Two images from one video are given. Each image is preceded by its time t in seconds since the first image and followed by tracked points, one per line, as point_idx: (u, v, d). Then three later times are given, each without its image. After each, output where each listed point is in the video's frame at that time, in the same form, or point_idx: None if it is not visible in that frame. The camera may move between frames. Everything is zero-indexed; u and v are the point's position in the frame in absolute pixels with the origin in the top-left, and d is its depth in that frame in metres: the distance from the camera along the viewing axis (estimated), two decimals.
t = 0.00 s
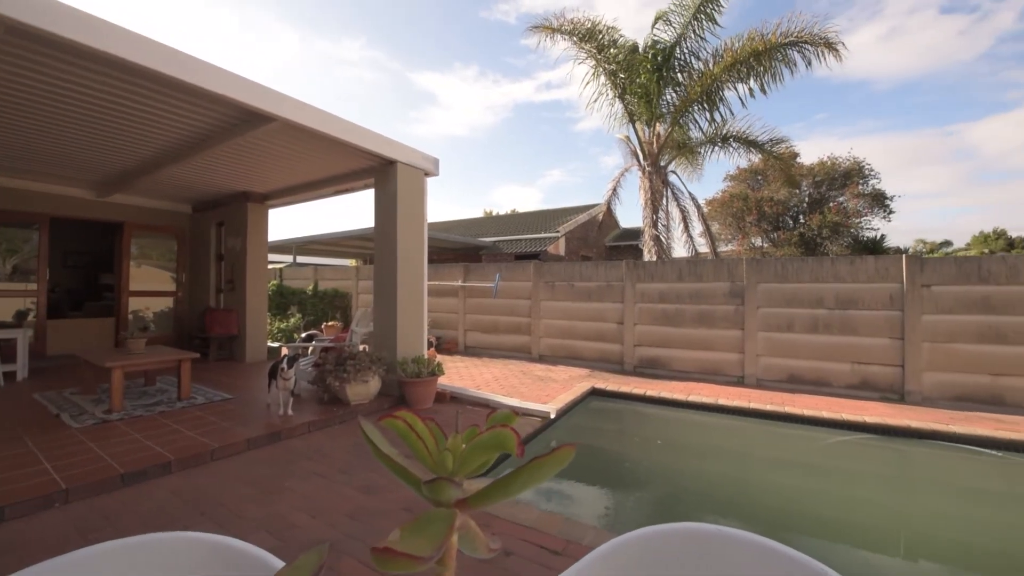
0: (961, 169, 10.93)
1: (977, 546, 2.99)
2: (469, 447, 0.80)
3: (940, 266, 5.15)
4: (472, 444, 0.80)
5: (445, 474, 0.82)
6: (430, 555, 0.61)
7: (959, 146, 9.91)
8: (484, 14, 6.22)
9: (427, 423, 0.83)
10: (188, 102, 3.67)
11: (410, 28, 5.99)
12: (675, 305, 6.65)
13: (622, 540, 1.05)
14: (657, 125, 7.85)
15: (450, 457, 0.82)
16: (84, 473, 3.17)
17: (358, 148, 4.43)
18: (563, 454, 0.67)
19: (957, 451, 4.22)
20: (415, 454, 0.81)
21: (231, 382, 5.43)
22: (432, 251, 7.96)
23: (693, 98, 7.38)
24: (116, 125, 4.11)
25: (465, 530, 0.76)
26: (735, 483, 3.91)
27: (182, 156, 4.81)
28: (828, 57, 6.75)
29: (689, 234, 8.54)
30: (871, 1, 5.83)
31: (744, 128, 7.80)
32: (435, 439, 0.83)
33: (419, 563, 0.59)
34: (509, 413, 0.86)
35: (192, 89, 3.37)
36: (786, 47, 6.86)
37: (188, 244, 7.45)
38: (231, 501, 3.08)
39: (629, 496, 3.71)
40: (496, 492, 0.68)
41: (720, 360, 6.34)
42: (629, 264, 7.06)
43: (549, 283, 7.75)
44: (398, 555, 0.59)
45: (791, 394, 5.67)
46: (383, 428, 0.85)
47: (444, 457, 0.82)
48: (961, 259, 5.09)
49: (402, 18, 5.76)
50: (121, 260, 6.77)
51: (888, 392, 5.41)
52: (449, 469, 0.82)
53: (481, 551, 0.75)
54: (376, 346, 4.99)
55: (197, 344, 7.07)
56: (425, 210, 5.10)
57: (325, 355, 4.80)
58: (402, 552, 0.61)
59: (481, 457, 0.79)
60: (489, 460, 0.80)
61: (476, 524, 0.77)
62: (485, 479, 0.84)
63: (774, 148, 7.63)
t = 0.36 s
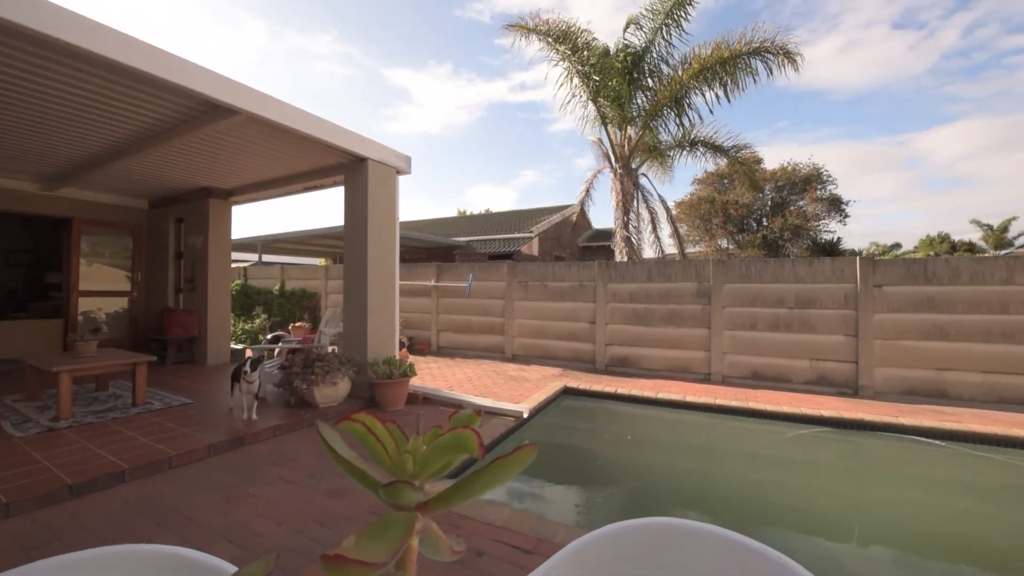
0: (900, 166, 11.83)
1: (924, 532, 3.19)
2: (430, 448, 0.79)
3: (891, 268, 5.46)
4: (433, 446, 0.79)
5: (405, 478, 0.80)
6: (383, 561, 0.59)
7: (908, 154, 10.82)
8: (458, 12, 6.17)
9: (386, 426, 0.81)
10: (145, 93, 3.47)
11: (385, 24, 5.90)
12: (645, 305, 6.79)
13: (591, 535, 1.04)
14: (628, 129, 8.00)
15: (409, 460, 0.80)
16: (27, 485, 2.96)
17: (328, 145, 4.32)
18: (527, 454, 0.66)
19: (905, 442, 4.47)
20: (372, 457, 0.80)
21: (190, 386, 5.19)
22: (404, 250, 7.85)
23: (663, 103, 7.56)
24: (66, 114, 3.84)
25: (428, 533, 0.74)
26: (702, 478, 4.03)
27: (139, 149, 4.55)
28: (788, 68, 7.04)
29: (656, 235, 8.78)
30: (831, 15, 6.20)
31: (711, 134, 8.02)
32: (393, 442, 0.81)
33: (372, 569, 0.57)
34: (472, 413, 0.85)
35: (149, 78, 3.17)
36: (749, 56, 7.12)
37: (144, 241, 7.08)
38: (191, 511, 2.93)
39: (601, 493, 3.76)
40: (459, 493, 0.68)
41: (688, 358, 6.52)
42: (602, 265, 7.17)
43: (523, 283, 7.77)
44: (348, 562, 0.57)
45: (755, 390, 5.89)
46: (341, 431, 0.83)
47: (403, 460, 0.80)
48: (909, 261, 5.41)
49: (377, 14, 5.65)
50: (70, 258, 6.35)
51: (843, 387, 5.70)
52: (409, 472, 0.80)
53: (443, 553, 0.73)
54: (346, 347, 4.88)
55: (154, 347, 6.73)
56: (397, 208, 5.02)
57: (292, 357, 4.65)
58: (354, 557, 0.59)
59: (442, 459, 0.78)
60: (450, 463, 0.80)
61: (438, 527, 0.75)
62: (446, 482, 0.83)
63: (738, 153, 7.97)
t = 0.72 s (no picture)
0: (856, 173, 12.40)
1: (873, 519, 3.38)
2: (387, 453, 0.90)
3: (845, 269, 5.76)
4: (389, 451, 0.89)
5: (363, 482, 0.90)
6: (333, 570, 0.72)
7: (863, 162, 11.35)
8: (433, 9, 6.14)
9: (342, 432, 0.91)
10: (98, 82, 3.27)
11: (360, 18, 5.78)
12: (616, 305, 6.92)
13: (564, 530, 1.03)
14: (600, 131, 8.13)
15: (366, 464, 0.90)
16: None
17: (296, 140, 4.19)
18: (484, 458, 0.78)
19: (857, 434, 4.71)
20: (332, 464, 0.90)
21: (146, 390, 4.94)
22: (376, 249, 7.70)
23: (634, 107, 7.73)
24: (10, 101, 3.58)
25: (388, 537, 0.85)
26: (669, 473, 4.14)
27: (92, 140, 4.28)
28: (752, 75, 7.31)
29: (627, 236, 8.64)
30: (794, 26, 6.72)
31: (679, 138, 8.19)
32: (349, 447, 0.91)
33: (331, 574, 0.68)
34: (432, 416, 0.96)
35: (102, 67, 2.98)
36: (716, 63, 7.35)
37: (94, 238, 6.67)
38: (147, 521, 2.80)
39: (572, 489, 3.82)
40: (416, 498, 0.79)
41: (657, 356, 6.68)
42: (574, 265, 7.25)
43: (496, 283, 7.76)
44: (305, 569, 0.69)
45: (719, 387, 6.10)
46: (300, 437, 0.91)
47: (362, 464, 0.91)
48: (863, 262, 5.72)
49: (350, 9, 5.54)
50: (11, 255, 5.89)
51: (802, 382, 5.97)
52: (367, 475, 0.91)
53: (406, 558, 0.83)
54: (314, 349, 4.76)
55: (105, 350, 6.37)
56: (366, 206, 4.92)
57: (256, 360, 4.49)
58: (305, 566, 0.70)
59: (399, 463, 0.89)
60: (407, 465, 0.90)
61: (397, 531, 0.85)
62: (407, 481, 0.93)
63: (706, 157, 8.17)
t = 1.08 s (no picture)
0: (814, 176, 13.08)
1: (830, 508, 3.54)
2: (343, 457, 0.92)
3: (804, 270, 6.04)
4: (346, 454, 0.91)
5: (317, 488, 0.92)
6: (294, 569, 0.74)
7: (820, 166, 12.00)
8: (406, 5, 6.05)
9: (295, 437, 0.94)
10: (44, 67, 3.06)
11: (332, 11, 5.64)
12: (588, 304, 7.01)
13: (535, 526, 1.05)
14: (573, 132, 8.20)
15: (322, 469, 0.92)
16: None
17: (261, 135, 4.04)
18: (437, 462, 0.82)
19: (815, 427, 4.94)
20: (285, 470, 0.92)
21: (97, 396, 4.66)
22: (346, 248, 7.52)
23: (606, 110, 7.84)
24: None
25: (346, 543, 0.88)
26: (639, 469, 4.22)
27: (38, 130, 4.00)
28: (719, 83, 7.53)
29: (599, 237, 8.75)
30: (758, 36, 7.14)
31: (650, 141, 8.33)
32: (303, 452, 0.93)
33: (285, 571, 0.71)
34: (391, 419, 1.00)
35: (46, 52, 2.78)
36: (684, 69, 7.53)
37: (38, 234, 6.24)
38: (97, 534, 2.64)
39: (545, 488, 3.84)
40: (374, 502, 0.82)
41: (627, 355, 6.80)
42: (546, 265, 7.29)
43: (469, 283, 7.72)
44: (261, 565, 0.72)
45: (687, 384, 6.28)
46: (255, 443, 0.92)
47: (315, 470, 0.92)
48: (820, 264, 6.01)
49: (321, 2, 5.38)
50: None
51: (763, 378, 6.21)
52: (323, 478, 0.92)
53: (364, 564, 0.88)
54: (279, 351, 4.61)
55: (51, 353, 5.97)
56: (335, 204, 4.80)
57: (217, 362, 4.31)
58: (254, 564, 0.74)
59: (357, 466, 0.91)
60: (364, 468, 0.92)
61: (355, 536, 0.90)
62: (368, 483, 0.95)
63: (675, 160, 8.26)
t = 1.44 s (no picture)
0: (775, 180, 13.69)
1: (790, 499, 3.70)
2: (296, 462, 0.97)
3: (765, 270, 6.29)
4: (299, 461, 0.96)
5: (269, 493, 0.97)
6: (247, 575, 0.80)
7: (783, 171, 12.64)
8: None
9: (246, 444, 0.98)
10: None
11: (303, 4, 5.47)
12: (560, 304, 7.07)
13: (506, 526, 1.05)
14: (546, 133, 8.23)
15: (273, 474, 0.98)
16: None
17: (224, 129, 3.88)
18: (400, 463, 0.87)
19: (776, 421, 5.14)
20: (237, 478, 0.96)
21: (42, 403, 4.37)
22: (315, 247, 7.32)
23: (579, 111, 7.89)
24: None
25: (302, 551, 0.91)
26: (610, 466, 4.28)
27: None
28: (686, 90, 7.64)
29: (573, 237, 8.80)
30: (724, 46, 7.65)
31: (621, 144, 8.35)
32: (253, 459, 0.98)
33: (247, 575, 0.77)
34: (348, 421, 1.08)
35: (16, 47, 2.69)
36: (654, 74, 7.61)
37: None
38: (42, 550, 2.47)
39: (518, 487, 3.85)
40: (328, 509, 0.88)
41: (599, 354, 6.90)
42: (520, 265, 7.30)
43: (441, 283, 7.64)
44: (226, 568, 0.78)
45: (656, 381, 6.43)
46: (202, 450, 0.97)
47: (268, 476, 0.98)
48: (781, 265, 6.26)
49: None
50: None
51: (728, 375, 6.42)
52: (274, 485, 0.97)
53: (322, 570, 0.89)
54: (243, 353, 4.44)
55: None
56: (302, 201, 4.65)
57: (175, 366, 4.11)
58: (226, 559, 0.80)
59: (311, 470, 0.97)
60: (318, 472, 0.97)
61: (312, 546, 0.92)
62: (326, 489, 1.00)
63: (646, 163, 8.29)
